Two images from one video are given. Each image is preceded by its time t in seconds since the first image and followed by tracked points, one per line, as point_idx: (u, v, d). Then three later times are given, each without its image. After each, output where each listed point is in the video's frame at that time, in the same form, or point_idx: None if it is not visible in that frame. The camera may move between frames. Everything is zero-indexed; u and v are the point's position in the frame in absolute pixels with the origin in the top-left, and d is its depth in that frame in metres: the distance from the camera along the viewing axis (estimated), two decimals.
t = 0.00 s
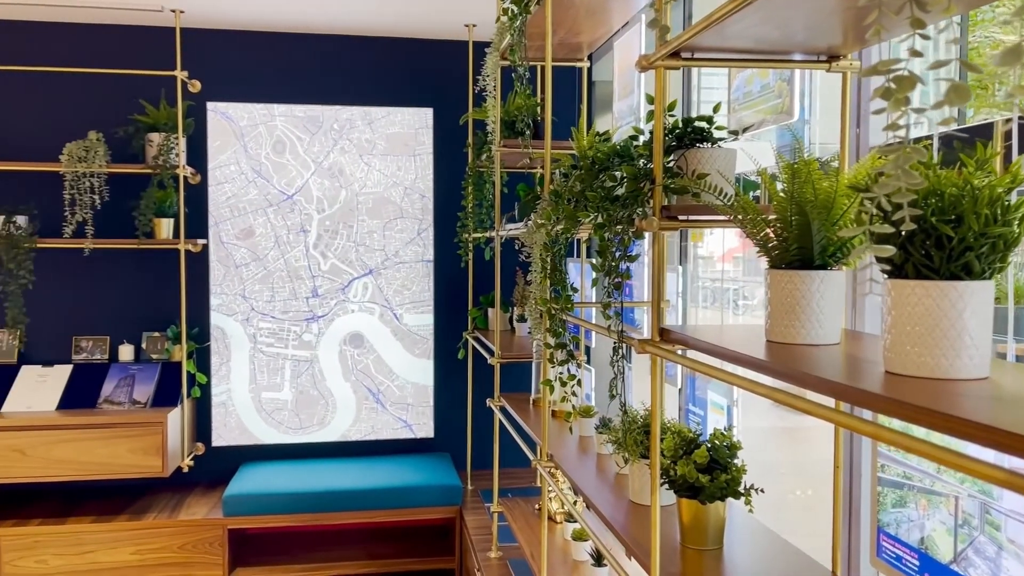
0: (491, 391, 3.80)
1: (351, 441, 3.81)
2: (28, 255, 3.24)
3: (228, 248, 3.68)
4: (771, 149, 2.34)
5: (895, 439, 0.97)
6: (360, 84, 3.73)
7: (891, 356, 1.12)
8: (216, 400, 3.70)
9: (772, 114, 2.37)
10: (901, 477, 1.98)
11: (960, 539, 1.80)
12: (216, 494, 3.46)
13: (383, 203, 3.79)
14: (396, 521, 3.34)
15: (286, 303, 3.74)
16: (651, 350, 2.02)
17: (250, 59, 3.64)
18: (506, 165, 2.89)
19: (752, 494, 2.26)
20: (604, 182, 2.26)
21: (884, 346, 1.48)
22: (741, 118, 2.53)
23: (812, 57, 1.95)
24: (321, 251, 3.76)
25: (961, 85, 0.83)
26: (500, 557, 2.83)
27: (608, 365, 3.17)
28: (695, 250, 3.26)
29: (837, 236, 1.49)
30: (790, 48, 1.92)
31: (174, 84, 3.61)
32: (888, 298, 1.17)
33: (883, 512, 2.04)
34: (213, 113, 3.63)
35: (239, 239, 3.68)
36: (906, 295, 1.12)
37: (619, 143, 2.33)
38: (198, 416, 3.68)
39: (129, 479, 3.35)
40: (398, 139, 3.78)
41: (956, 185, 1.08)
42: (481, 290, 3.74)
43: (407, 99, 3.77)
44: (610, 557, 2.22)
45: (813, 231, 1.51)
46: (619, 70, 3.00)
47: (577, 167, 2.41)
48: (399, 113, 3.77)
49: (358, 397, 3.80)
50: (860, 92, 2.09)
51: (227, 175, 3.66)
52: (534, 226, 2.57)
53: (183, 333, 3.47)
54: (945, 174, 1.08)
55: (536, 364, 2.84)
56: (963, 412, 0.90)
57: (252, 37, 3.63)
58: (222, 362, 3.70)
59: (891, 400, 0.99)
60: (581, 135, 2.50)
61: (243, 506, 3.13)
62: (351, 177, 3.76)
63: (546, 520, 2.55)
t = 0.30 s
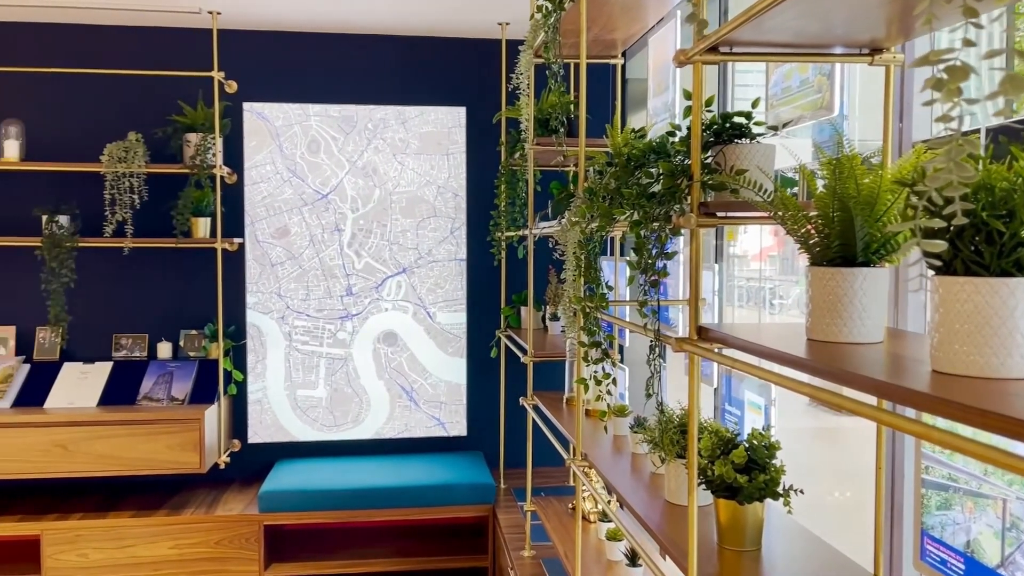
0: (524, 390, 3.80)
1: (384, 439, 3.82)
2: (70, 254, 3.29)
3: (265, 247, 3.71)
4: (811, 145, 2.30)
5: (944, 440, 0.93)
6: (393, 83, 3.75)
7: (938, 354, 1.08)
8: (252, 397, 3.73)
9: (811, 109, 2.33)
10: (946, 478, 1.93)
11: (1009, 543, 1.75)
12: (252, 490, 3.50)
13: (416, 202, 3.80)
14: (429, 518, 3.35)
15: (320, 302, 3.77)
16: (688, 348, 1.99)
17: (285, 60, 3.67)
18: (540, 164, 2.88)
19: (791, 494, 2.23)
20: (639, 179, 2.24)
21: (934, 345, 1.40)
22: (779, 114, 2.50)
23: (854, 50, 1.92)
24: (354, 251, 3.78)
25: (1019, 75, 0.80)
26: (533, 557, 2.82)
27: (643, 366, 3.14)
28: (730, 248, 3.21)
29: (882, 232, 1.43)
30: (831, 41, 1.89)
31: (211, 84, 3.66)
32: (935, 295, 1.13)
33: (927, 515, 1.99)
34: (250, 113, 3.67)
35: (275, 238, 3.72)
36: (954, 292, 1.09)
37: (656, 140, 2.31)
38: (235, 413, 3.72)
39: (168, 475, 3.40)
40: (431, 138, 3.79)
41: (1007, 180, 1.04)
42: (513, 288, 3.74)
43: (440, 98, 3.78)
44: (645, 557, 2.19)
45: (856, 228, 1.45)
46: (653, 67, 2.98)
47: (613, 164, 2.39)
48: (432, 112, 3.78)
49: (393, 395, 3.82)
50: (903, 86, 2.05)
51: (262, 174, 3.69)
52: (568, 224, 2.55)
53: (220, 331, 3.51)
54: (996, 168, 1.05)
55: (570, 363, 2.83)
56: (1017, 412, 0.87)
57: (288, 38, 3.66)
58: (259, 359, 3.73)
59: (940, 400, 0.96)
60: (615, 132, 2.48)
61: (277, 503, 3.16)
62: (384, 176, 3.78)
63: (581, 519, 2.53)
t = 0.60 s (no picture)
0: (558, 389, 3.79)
1: (419, 437, 3.85)
2: (112, 253, 3.35)
3: (302, 246, 3.75)
4: (853, 143, 2.26)
5: (994, 443, 0.91)
6: (428, 83, 3.77)
7: (989, 357, 1.05)
8: (289, 395, 3.78)
9: (853, 106, 2.29)
10: (993, 483, 1.89)
11: None
12: (289, 487, 3.54)
13: (451, 202, 3.81)
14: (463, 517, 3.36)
15: (356, 302, 3.80)
16: (727, 349, 1.96)
17: (322, 61, 3.71)
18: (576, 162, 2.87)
19: (832, 497, 2.19)
20: (677, 178, 2.23)
21: (980, 345, 1.37)
22: (819, 111, 2.46)
23: (897, 46, 1.88)
24: (389, 250, 3.81)
25: None
26: (568, 556, 2.81)
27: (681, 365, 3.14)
28: (767, 247, 3.17)
29: (930, 230, 1.39)
30: (876, 36, 1.85)
31: (249, 86, 3.70)
32: (987, 295, 1.10)
33: (974, 519, 1.95)
34: (287, 114, 3.71)
35: (312, 237, 3.76)
36: (1006, 293, 1.06)
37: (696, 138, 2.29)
38: (272, 410, 3.77)
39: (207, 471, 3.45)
40: (466, 138, 3.80)
41: None
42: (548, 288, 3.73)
43: (475, 98, 3.79)
44: (682, 559, 2.17)
45: (901, 227, 1.41)
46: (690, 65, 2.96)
47: (650, 162, 2.38)
48: (466, 112, 3.79)
49: (428, 394, 3.84)
50: (949, 81, 2.01)
51: (299, 174, 3.73)
52: (604, 223, 2.54)
53: (258, 330, 3.56)
54: None
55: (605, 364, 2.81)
56: None
57: (324, 39, 3.69)
58: (297, 358, 3.77)
59: (991, 404, 0.93)
60: (652, 131, 2.46)
61: (315, 500, 3.19)
62: (419, 176, 3.80)
63: (616, 520, 2.51)
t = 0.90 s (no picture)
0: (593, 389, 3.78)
1: (454, 436, 3.86)
2: (154, 253, 3.41)
3: (339, 246, 3.78)
4: (898, 141, 2.22)
5: None
6: (464, 84, 3.78)
7: None
8: (326, 393, 3.82)
9: (897, 104, 2.25)
10: None
11: None
12: (326, 484, 3.58)
13: (486, 202, 3.82)
14: (498, 516, 3.37)
15: (391, 301, 3.82)
16: (768, 351, 1.93)
17: (358, 63, 3.74)
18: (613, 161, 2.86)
19: (874, 501, 2.15)
20: (716, 177, 2.21)
21: None
22: (863, 109, 2.42)
23: (944, 43, 1.85)
24: (424, 250, 3.82)
25: None
26: (604, 557, 2.81)
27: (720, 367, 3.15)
28: (806, 246, 3.08)
29: (980, 231, 1.35)
30: (921, 33, 1.81)
31: (287, 88, 3.75)
32: None
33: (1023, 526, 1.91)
34: (324, 115, 3.74)
35: (349, 237, 3.79)
36: None
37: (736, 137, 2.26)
38: (310, 408, 3.81)
39: (246, 468, 3.50)
40: (501, 138, 3.80)
41: None
42: (583, 288, 3.72)
43: (510, 98, 3.79)
44: (721, 562, 2.15)
45: (949, 227, 1.37)
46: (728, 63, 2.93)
47: (688, 162, 2.36)
48: (501, 112, 3.79)
49: (463, 393, 3.85)
50: (997, 78, 1.96)
51: (335, 174, 3.77)
52: (641, 223, 2.52)
53: (296, 328, 3.60)
54: None
55: (642, 365, 2.80)
56: None
57: (361, 41, 3.72)
58: (333, 356, 3.81)
59: None
60: (690, 130, 2.44)
61: (352, 498, 3.22)
62: (454, 176, 3.81)
63: (653, 521, 2.49)
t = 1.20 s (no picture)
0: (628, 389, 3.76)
1: (489, 436, 3.87)
2: (196, 253, 3.46)
3: (376, 246, 3.82)
4: (944, 139, 2.18)
5: None
6: (499, 84, 3.79)
7: None
8: (363, 392, 3.85)
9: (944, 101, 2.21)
10: None
11: None
12: (363, 482, 3.61)
13: (522, 202, 3.82)
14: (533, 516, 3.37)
15: (427, 301, 3.85)
16: (810, 353, 1.90)
17: (395, 64, 3.76)
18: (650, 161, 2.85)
19: (919, 506, 2.11)
20: (756, 176, 2.19)
21: None
22: (908, 106, 2.38)
23: (992, 39, 1.81)
24: (460, 250, 3.84)
25: None
26: (640, 559, 2.79)
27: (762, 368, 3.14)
28: (845, 244, 3.06)
29: None
30: (968, 29, 1.78)
31: (326, 89, 3.79)
32: None
33: None
34: (361, 117, 3.78)
35: (386, 237, 3.82)
36: None
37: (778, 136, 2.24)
38: (347, 407, 3.85)
39: (284, 465, 3.54)
40: (537, 138, 3.80)
41: None
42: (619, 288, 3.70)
43: (546, 98, 3.79)
44: (760, 565, 2.12)
45: (1000, 227, 1.34)
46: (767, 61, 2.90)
47: (727, 162, 2.34)
48: (537, 112, 3.79)
49: (498, 393, 3.86)
50: None
51: (372, 175, 3.80)
52: (679, 223, 2.50)
53: (334, 328, 3.64)
54: None
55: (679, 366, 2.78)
56: None
57: (398, 43, 3.75)
58: (370, 356, 3.84)
59: None
60: (730, 129, 2.42)
61: (388, 497, 3.24)
62: (490, 176, 3.82)
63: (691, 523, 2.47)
